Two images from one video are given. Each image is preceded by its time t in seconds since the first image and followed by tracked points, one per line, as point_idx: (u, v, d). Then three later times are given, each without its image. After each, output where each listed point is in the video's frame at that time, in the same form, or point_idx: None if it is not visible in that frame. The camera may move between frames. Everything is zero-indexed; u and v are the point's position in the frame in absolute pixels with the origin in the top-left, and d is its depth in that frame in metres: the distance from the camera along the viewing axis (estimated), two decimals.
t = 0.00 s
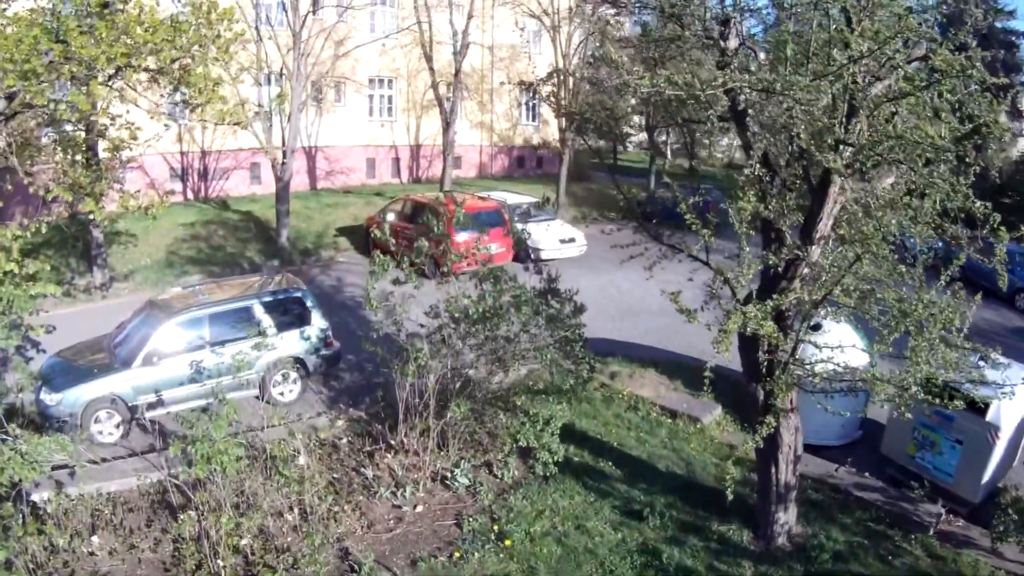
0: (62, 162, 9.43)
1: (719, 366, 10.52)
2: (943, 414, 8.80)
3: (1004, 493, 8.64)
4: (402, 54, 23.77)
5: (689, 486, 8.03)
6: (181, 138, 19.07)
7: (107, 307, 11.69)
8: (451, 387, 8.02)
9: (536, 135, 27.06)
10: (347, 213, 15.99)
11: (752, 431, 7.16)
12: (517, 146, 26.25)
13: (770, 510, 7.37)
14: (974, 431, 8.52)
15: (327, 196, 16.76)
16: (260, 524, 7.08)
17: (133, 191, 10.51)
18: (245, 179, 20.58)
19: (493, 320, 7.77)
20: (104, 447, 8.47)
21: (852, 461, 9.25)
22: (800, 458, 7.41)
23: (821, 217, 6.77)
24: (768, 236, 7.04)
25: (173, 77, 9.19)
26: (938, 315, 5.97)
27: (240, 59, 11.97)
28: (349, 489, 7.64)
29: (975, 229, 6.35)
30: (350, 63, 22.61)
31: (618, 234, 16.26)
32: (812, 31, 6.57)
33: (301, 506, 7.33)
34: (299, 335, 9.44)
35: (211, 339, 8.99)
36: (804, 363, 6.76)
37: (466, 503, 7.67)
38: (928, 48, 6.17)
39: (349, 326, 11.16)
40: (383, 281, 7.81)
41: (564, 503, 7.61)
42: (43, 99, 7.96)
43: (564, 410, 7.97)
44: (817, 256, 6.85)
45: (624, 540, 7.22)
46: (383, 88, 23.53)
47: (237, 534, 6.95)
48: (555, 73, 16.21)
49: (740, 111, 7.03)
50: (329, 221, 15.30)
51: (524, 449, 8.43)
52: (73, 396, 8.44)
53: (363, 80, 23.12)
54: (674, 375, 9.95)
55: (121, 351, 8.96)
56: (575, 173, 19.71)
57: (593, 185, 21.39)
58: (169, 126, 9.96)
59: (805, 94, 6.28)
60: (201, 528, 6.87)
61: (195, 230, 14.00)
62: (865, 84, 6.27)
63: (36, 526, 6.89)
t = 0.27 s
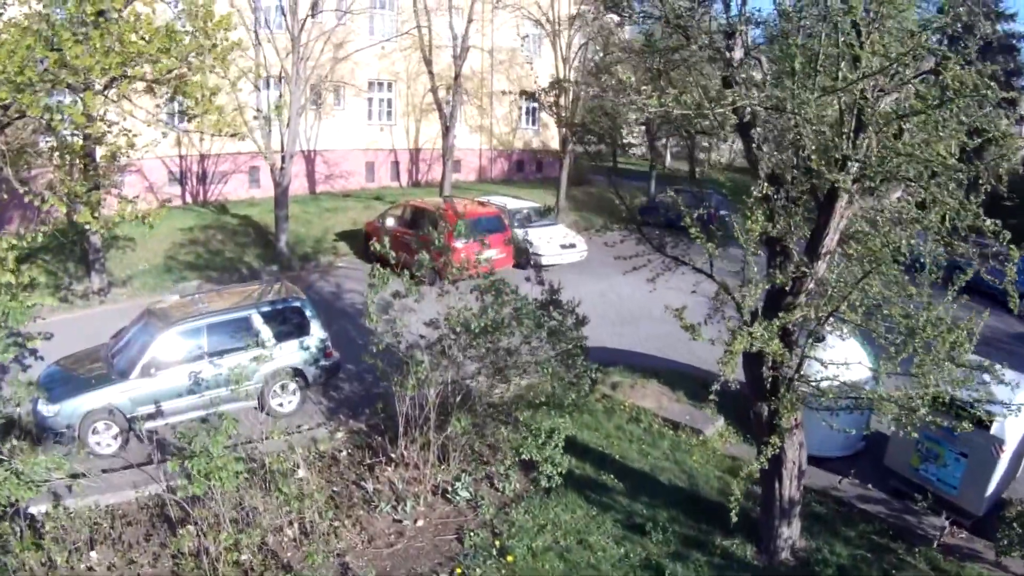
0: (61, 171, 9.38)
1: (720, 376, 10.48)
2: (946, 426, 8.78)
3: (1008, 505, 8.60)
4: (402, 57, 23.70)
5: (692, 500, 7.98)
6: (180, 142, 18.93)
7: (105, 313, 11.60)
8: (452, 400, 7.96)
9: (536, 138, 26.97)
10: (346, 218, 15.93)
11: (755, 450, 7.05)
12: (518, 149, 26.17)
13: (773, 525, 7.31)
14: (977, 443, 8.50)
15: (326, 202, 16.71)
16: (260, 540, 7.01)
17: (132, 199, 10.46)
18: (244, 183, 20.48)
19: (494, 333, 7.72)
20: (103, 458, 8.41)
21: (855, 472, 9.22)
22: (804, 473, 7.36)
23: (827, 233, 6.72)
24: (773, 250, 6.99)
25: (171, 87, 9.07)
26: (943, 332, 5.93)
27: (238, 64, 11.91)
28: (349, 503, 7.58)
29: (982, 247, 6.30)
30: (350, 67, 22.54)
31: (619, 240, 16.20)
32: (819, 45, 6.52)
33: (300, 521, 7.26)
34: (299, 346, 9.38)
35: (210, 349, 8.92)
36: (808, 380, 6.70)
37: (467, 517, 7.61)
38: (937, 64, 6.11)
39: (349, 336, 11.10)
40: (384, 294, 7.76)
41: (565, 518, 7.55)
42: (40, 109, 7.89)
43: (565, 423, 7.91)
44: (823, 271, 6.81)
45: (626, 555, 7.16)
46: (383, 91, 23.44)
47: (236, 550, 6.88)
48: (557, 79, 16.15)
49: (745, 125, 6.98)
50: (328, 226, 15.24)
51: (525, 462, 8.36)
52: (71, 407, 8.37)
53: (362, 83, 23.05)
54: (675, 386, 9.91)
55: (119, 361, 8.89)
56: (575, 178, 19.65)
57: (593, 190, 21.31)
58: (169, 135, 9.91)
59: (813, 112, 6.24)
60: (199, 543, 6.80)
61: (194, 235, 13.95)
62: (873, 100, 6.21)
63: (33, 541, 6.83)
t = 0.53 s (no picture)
0: (60, 184, 9.36)
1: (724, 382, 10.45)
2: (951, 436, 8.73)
3: (1015, 515, 8.55)
4: (402, 62, 23.61)
5: (697, 512, 7.94)
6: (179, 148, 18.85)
7: (104, 322, 11.61)
8: (455, 413, 7.90)
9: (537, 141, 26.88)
10: (347, 224, 15.91)
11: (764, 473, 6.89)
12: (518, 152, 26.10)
13: (779, 539, 7.24)
14: (983, 453, 8.45)
15: (326, 207, 16.69)
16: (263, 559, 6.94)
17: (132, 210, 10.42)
18: (243, 187, 20.46)
19: (498, 347, 7.64)
20: (103, 472, 8.34)
21: (860, 483, 9.19)
22: (810, 486, 7.29)
23: (836, 244, 6.66)
24: (780, 264, 6.94)
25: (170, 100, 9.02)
26: (949, 351, 5.89)
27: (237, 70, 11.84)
28: (352, 519, 7.52)
29: (992, 261, 6.23)
30: (349, 71, 22.44)
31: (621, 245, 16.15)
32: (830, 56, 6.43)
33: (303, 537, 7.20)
34: (300, 356, 9.32)
35: (209, 360, 8.84)
36: (815, 395, 6.64)
37: (470, 533, 7.57)
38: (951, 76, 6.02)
39: (351, 346, 11.05)
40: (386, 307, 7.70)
41: (570, 533, 7.50)
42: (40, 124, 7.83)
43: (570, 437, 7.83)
44: (831, 284, 6.75)
45: (631, 569, 7.11)
46: (382, 96, 23.34)
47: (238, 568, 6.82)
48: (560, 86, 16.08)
49: (752, 137, 6.93)
50: (329, 233, 15.23)
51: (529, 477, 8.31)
52: (71, 421, 8.30)
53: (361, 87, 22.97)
54: (678, 395, 9.88)
55: (118, 373, 8.81)
56: (576, 182, 19.58)
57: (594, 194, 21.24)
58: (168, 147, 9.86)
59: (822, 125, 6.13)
60: (201, 561, 6.75)
61: (194, 242, 13.93)
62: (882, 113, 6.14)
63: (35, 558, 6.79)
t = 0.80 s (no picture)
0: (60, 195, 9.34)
1: (727, 390, 10.42)
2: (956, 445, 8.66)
3: (1020, 525, 8.51)
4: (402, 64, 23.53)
5: (701, 524, 7.91)
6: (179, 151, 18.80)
7: (105, 328, 11.60)
8: (458, 425, 7.87)
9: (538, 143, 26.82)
10: (348, 229, 15.88)
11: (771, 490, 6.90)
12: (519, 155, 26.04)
13: (784, 552, 7.22)
14: (988, 463, 8.38)
15: (327, 212, 16.67)
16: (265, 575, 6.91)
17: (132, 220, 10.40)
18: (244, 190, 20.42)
19: (502, 360, 7.60)
20: (104, 483, 8.30)
21: (865, 492, 9.13)
22: (815, 499, 7.25)
23: (843, 257, 6.60)
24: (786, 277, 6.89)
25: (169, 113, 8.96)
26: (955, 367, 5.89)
27: (237, 76, 11.79)
28: (355, 532, 7.49)
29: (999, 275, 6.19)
30: (349, 75, 22.31)
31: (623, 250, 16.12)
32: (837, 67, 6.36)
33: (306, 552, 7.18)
34: (301, 366, 9.29)
35: (211, 370, 8.80)
36: (820, 409, 6.60)
37: (474, 546, 7.54)
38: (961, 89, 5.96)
39: (353, 354, 11.03)
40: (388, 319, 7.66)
41: (574, 546, 7.48)
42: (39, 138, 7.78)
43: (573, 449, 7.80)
44: (836, 297, 6.70)
45: None
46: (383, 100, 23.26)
47: None
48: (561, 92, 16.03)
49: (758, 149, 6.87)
50: (329, 239, 15.22)
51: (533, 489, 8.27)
52: (71, 432, 8.23)
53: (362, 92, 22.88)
54: (681, 403, 9.86)
55: (120, 383, 8.75)
56: (577, 185, 19.53)
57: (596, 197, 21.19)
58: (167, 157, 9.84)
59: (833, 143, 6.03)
60: None
61: (194, 248, 13.91)
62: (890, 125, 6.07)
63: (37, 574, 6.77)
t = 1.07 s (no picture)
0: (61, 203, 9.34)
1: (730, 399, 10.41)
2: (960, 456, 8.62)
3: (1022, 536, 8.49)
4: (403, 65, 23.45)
5: (705, 535, 7.89)
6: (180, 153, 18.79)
7: (107, 333, 11.61)
8: (461, 436, 7.85)
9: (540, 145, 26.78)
10: (350, 233, 15.87)
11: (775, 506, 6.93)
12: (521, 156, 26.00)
13: (788, 565, 7.20)
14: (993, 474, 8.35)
15: (329, 215, 16.66)
16: None
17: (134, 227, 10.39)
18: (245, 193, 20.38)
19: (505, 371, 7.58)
20: (106, 491, 8.28)
21: (868, 502, 9.10)
22: (819, 512, 7.22)
23: (849, 271, 6.55)
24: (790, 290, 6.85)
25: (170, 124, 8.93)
26: (962, 384, 5.85)
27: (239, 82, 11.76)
28: (358, 543, 7.47)
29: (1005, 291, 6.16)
30: (350, 78, 22.21)
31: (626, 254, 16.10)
32: (845, 81, 6.30)
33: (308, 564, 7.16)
34: (303, 374, 9.28)
35: (213, 378, 8.78)
36: (824, 424, 6.58)
37: (477, 557, 7.51)
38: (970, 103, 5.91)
39: (354, 362, 11.03)
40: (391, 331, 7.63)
41: (577, 559, 7.46)
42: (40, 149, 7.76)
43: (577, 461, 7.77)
44: (842, 310, 6.66)
45: None
46: (384, 103, 23.23)
47: None
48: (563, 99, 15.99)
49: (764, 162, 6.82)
50: (330, 243, 15.22)
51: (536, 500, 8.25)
52: (73, 441, 8.21)
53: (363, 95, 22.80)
54: (683, 412, 9.85)
55: (121, 391, 8.73)
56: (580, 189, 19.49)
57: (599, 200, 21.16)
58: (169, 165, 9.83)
59: (842, 159, 5.96)
60: None
61: (196, 252, 13.91)
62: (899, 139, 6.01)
63: None
